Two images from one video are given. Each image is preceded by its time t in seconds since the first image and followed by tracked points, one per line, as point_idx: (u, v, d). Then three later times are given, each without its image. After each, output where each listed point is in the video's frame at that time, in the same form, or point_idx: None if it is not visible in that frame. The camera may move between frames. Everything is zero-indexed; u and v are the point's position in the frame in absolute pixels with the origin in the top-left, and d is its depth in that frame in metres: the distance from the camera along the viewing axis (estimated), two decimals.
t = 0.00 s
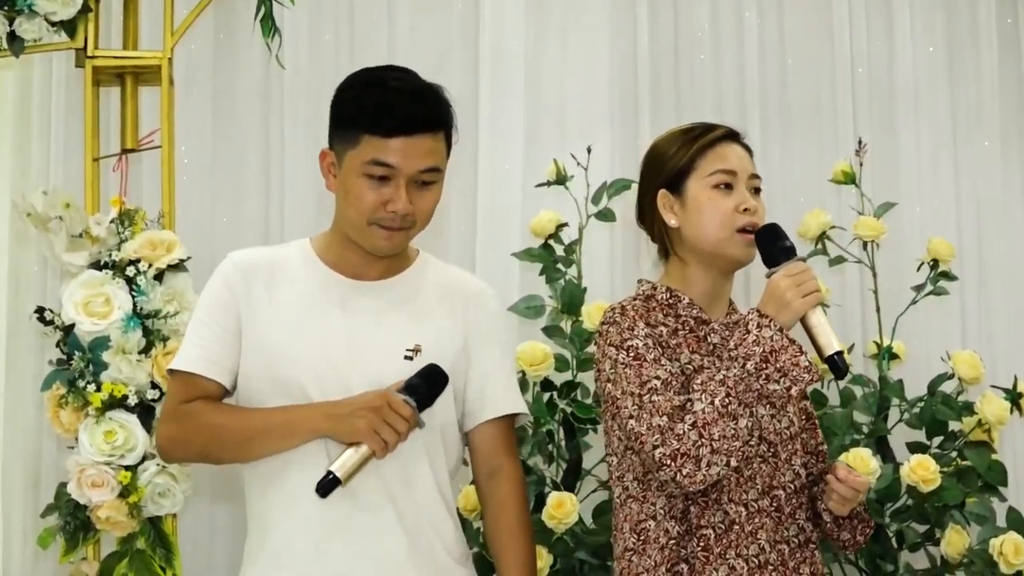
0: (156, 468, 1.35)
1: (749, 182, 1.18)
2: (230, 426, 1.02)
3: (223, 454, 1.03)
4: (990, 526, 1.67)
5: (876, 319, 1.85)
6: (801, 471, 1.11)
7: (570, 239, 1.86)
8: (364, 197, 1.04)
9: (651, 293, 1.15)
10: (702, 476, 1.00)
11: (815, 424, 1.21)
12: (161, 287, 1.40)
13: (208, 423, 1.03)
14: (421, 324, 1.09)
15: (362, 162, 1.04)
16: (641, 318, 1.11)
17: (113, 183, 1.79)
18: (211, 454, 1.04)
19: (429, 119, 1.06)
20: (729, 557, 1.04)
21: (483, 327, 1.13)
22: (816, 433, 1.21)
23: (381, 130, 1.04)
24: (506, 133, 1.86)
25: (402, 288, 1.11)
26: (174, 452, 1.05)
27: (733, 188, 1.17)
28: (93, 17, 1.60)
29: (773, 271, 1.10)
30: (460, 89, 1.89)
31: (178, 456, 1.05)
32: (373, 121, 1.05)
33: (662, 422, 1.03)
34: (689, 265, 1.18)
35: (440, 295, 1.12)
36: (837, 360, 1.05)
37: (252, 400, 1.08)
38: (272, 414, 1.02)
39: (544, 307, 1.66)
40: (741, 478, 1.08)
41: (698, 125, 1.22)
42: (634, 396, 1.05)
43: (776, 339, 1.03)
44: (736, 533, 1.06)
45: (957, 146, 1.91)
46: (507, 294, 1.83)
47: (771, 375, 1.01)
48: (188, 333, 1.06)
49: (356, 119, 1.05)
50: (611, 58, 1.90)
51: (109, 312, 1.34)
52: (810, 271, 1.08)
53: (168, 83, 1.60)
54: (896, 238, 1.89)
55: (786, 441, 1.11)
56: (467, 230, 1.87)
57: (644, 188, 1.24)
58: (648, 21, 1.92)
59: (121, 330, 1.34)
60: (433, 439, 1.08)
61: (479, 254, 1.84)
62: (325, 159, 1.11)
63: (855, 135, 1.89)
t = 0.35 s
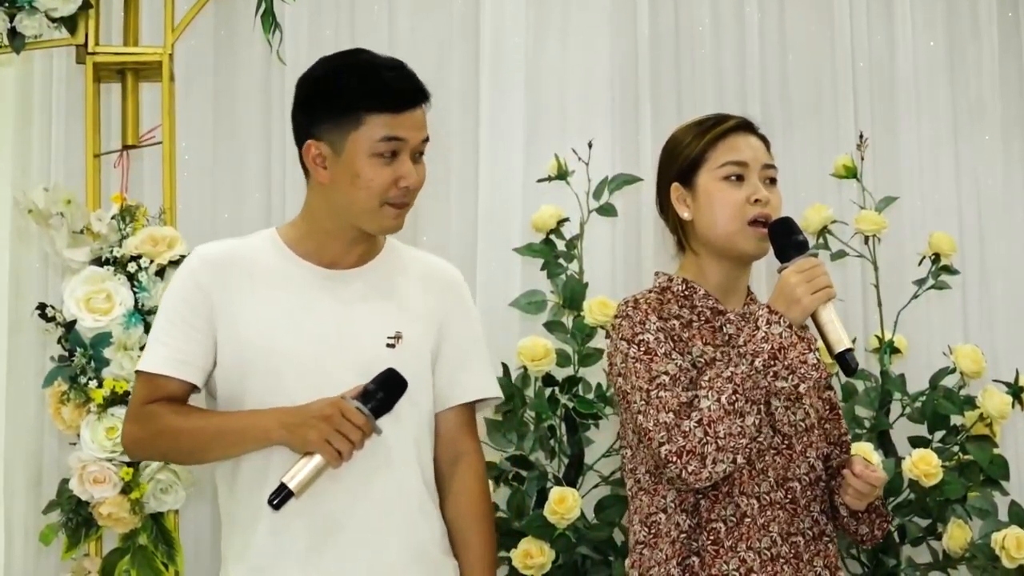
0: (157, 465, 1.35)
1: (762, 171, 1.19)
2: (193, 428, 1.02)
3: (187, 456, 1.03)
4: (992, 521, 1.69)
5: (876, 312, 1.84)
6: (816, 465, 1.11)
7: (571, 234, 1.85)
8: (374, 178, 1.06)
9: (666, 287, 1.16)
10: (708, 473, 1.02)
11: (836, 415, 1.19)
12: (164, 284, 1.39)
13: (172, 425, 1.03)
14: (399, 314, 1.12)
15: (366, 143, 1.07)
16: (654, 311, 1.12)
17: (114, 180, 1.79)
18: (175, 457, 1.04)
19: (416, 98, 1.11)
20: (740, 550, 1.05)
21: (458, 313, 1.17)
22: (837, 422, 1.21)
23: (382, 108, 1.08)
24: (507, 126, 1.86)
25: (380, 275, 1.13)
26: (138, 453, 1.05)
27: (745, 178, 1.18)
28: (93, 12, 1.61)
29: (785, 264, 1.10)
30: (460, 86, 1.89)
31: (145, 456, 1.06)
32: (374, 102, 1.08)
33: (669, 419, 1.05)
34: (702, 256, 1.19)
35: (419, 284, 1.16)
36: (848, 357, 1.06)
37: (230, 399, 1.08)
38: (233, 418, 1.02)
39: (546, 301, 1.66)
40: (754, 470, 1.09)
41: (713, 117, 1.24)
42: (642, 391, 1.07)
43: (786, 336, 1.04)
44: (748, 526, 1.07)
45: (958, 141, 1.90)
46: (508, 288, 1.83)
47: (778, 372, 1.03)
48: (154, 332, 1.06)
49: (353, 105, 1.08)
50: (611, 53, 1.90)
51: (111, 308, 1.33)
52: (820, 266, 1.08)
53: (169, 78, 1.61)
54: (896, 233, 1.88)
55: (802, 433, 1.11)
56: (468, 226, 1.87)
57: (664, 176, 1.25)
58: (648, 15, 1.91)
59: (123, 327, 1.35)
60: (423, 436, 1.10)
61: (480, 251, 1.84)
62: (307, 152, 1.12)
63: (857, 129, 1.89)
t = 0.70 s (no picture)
0: (160, 460, 1.34)
1: (760, 181, 1.16)
2: (177, 412, 0.95)
3: (171, 442, 0.96)
4: (994, 519, 1.69)
5: (876, 310, 1.83)
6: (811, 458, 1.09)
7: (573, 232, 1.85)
8: (333, 149, 1.03)
9: (662, 288, 1.16)
10: (681, 476, 1.01)
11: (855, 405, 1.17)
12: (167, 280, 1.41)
13: (153, 410, 0.96)
14: (362, 295, 1.08)
15: (327, 114, 1.04)
16: (639, 314, 1.13)
17: (117, 175, 1.79)
18: (158, 445, 0.97)
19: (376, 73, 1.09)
20: (724, 548, 1.05)
21: (409, 300, 1.15)
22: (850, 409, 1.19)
23: (338, 76, 1.06)
24: (511, 127, 1.86)
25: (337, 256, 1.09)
26: (116, 447, 0.97)
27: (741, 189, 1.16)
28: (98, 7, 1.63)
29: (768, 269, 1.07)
30: (462, 84, 1.90)
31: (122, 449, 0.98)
32: (330, 71, 1.06)
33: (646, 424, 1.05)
34: (696, 259, 1.18)
35: (378, 266, 1.12)
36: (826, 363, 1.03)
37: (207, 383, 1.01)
38: (218, 399, 0.96)
39: (548, 299, 1.67)
40: (741, 466, 1.08)
41: (718, 117, 1.22)
42: (621, 395, 1.07)
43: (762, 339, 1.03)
44: (734, 523, 1.06)
45: (961, 141, 1.90)
46: (510, 285, 1.83)
47: (754, 377, 1.02)
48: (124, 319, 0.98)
49: (311, 74, 1.06)
50: (613, 51, 1.90)
51: (114, 303, 1.33)
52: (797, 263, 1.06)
53: (173, 74, 1.63)
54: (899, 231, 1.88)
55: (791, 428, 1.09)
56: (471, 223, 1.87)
57: (666, 172, 1.24)
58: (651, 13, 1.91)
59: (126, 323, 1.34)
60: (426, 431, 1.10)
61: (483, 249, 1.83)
62: (263, 130, 1.08)
63: (859, 127, 1.89)
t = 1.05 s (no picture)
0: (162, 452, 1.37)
1: (745, 178, 1.17)
2: (178, 370, 0.92)
3: (182, 410, 0.93)
4: (997, 515, 1.69)
5: (879, 305, 1.83)
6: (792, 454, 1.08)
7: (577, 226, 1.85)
8: (298, 129, 1.03)
9: (648, 287, 1.16)
10: (654, 477, 1.02)
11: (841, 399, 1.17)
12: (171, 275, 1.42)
13: (154, 375, 0.92)
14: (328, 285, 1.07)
15: (289, 94, 1.05)
16: (619, 315, 1.12)
17: (122, 168, 1.79)
18: (167, 411, 0.93)
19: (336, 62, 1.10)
20: (694, 547, 1.03)
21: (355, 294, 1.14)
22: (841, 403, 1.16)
23: (300, 56, 1.07)
24: (515, 122, 1.86)
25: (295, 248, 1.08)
26: (121, 425, 0.93)
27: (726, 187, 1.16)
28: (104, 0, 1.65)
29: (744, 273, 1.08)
30: (466, 78, 1.90)
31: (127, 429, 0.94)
32: (292, 52, 1.07)
33: (621, 426, 1.05)
34: (682, 256, 1.18)
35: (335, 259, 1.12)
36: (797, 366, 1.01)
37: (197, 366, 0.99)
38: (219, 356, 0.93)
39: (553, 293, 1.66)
40: (716, 465, 1.07)
41: (705, 115, 1.22)
42: (598, 397, 1.08)
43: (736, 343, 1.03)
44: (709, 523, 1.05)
45: (965, 137, 1.89)
46: (513, 281, 1.82)
47: (726, 380, 1.01)
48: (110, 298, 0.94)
49: (271, 56, 1.06)
50: (617, 46, 1.90)
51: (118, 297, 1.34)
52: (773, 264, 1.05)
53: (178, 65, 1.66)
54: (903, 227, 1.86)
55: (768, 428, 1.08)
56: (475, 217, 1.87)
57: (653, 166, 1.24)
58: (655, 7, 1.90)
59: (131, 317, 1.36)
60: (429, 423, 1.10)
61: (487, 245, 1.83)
62: (225, 116, 1.07)
63: (864, 122, 1.88)
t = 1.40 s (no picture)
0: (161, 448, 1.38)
1: (722, 175, 1.19)
2: (196, 333, 0.92)
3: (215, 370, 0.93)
4: (996, 511, 1.69)
5: (878, 301, 1.83)
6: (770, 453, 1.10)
7: (577, 223, 1.85)
8: (258, 130, 1.05)
9: (626, 287, 1.16)
10: (639, 474, 1.02)
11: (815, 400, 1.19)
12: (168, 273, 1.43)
13: (175, 345, 0.92)
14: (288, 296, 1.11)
15: (249, 96, 1.07)
16: (599, 315, 1.13)
17: (122, 164, 1.79)
18: (200, 376, 0.93)
19: (292, 66, 1.13)
20: (677, 546, 1.04)
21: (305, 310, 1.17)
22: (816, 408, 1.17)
23: (257, 61, 1.09)
24: (515, 120, 1.86)
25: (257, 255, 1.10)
26: (165, 408, 0.92)
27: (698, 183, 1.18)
28: None
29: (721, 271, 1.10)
30: (467, 76, 1.90)
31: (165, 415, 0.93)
32: (249, 57, 1.09)
33: (604, 423, 1.06)
34: (659, 257, 1.19)
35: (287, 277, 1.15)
36: (778, 360, 1.04)
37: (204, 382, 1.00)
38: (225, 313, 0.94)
39: (552, 290, 1.66)
40: (697, 464, 1.07)
41: (681, 116, 1.25)
42: (581, 396, 1.08)
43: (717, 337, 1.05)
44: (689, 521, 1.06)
45: (965, 134, 1.88)
46: (514, 279, 1.82)
47: (709, 375, 1.04)
48: (115, 294, 0.94)
49: (228, 60, 1.08)
50: (617, 44, 1.90)
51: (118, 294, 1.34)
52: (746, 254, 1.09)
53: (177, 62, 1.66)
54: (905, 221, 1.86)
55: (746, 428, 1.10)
56: (476, 213, 1.87)
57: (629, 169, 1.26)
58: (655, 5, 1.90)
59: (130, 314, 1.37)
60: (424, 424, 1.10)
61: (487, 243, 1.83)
62: (184, 123, 1.09)
63: (862, 119, 1.88)
